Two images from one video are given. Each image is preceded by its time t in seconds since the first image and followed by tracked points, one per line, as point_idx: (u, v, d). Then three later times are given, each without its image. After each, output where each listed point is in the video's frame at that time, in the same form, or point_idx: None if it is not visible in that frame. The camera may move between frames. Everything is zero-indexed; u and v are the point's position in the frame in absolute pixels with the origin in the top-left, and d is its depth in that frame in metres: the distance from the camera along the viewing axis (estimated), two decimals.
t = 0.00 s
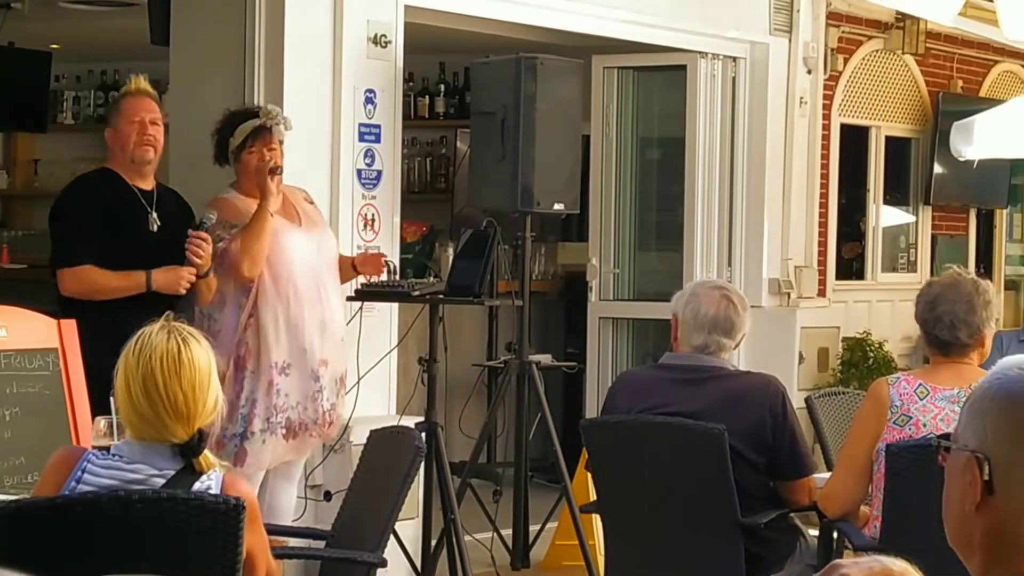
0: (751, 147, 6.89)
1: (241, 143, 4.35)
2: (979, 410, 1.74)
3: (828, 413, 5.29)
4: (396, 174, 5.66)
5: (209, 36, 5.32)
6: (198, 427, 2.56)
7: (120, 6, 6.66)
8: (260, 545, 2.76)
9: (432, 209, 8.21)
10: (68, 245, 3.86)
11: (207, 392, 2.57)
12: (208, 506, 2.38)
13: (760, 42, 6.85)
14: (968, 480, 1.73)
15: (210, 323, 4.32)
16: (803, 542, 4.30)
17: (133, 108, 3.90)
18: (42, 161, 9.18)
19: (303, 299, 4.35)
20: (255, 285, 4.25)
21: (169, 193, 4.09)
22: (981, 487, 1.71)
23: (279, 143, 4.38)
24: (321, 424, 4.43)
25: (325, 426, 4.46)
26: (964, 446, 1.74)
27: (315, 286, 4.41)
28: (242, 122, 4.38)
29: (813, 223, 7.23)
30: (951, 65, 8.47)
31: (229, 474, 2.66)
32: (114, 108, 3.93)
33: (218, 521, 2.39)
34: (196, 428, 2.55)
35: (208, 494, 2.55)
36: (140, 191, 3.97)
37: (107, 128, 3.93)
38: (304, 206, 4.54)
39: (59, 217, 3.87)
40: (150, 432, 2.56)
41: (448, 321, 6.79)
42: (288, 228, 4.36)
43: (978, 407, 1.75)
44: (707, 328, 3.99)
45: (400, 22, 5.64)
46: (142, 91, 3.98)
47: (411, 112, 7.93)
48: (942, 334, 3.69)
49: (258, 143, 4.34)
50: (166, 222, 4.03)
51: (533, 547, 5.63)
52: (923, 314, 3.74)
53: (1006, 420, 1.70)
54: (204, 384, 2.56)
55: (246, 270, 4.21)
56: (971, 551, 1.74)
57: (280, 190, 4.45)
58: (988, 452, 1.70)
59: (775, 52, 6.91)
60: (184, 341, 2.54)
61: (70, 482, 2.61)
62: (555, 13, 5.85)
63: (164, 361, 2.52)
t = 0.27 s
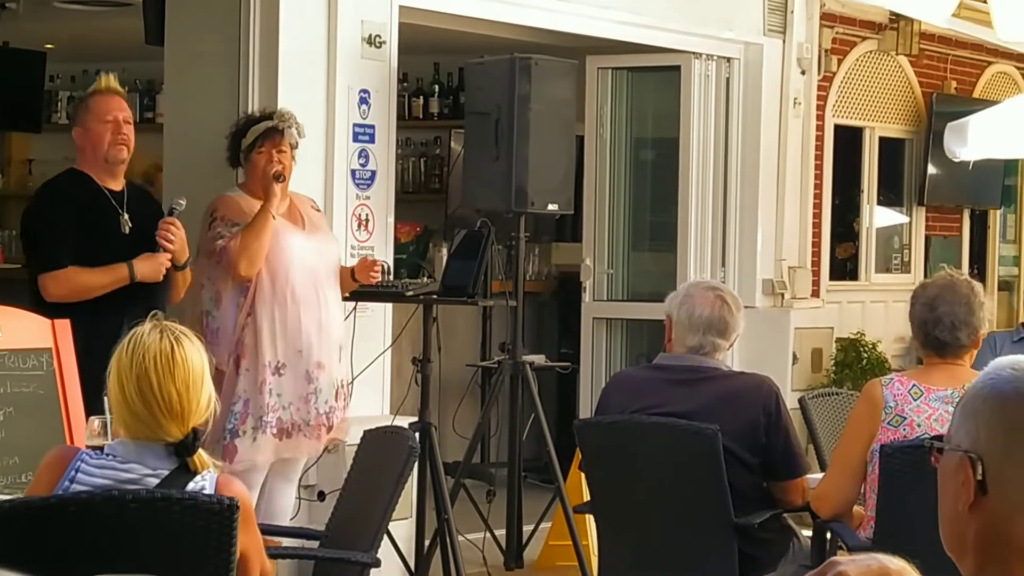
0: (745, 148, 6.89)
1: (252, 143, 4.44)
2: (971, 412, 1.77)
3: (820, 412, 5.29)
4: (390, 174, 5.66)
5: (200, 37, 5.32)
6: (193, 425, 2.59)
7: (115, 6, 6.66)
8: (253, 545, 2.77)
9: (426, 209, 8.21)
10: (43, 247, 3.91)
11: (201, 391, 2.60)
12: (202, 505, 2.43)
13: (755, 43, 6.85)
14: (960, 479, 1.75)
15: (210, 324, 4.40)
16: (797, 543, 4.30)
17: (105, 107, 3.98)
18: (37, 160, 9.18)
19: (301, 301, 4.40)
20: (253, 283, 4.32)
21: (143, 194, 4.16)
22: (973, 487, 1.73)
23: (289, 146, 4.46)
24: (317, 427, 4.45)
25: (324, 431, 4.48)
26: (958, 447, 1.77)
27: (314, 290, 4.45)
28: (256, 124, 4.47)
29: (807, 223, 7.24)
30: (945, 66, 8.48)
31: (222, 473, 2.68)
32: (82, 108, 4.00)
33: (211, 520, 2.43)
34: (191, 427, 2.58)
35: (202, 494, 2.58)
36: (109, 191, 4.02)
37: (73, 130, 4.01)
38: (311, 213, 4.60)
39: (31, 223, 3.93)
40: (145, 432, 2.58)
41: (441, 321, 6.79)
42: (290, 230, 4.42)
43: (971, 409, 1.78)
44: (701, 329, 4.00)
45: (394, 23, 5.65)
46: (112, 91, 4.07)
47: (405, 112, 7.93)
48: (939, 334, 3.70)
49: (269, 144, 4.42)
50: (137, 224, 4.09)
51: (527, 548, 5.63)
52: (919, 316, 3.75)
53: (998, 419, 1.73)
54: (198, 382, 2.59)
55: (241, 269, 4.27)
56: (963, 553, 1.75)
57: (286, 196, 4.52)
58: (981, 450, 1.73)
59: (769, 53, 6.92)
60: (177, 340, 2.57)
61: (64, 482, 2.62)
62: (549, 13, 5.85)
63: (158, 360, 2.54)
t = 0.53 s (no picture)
0: (740, 149, 6.90)
1: (258, 144, 4.44)
2: (966, 412, 1.75)
3: (814, 412, 5.29)
4: (384, 175, 5.66)
5: (191, 37, 5.32)
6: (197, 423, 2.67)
7: (109, 6, 6.66)
8: (248, 545, 2.77)
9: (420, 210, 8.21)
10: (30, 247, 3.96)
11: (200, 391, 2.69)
12: (196, 505, 2.43)
13: (749, 44, 6.86)
14: (959, 479, 1.72)
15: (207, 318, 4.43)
16: (791, 543, 4.30)
17: (92, 107, 4.00)
18: (31, 161, 9.17)
19: (297, 298, 4.40)
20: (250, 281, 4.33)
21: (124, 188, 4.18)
22: (973, 486, 1.70)
23: (295, 151, 4.47)
24: (310, 425, 4.45)
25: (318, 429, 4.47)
26: (956, 447, 1.74)
27: (309, 288, 4.45)
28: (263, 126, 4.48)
29: (801, 224, 7.24)
30: (939, 67, 8.49)
31: (216, 471, 2.71)
32: (65, 105, 4.00)
33: (205, 520, 2.44)
34: (201, 423, 2.66)
35: (195, 493, 2.60)
36: (90, 188, 4.05)
37: (52, 127, 4.02)
38: (313, 217, 4.60)
39: (18, 222, 4.00)
40: (155, 429, 2.62)
41: (436, 321, 6.79)
42: (288, 229, 4.41)
43: (968, 408, 1.75)
44: (694, 330, 3.99)
45: (388, 23, 5.65)
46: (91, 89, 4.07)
47: (399, 113, 7.93)
48: (938, 336, 3.70)
49: (275, 146, 4.43)
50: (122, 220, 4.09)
51: (520, 548, 5.63)
52: (915, 319, 3.74)
53: (997, 418, 1.71)
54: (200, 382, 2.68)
55: (237, 264, 4.29)
56: (960, 554, 1.73)
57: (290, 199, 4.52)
58: (980, 450, 1.70)
59: (763, 54, 6.92)
60: (188, 340, 2.66)
61: (57, 483, 2.65)
62: (542, 13, 5.85)
63: (177, 357, 2.62)
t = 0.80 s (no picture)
0: (734, 150, 6.90)
1: (260, 142, 4.48)
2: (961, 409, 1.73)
3: (806, 413, 5.29)
4: (378, 175, 5.66)
5: (185, 37, 5.32)
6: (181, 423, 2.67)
7: (103, 6, 6.66)
8: (241, 544, 2.77)
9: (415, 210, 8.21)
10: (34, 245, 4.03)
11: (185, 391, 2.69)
12: (189, 505, 2.45)
13: (743, 45, 6.86)
14: (952, 480, 1.70)
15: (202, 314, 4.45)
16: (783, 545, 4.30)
17: (105, 107, 4.04)
18: (24, 161, 9.17)
19: (290, 295, 4.40)
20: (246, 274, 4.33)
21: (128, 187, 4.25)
22: (966, 487, 1.69)
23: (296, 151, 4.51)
24: (303, 423, 4.44)
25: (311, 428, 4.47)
26: (950, 447, 1.71)
27: (303, 286, 4.44)
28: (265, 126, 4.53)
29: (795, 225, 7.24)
30: (933, 68, 8.49)
31: (210, 471, 2.72)
32: (74, 105, 4.00)
33: (197, 519, 2.46)
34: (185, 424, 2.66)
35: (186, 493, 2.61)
36: (96, 188, 4.09)
37: (58, 127, 4.01)
38: (313, 221, 4.59)
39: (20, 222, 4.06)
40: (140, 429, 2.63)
41: (429, 321, 6.79)
42: (286, 227, 4.40)
43: (962, 407, 1.72)
44: (687, 330, 4.00)
45: (382, 23, 5.65)
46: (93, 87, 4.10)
47: (394, 113, 7.93)
48: (931, 341, 3.71)
49: (277, 144, 4.47)
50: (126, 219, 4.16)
51: (514, 548, 5.63)
52: (907, 323, 3.75)
53: (991, 420, 1.68)
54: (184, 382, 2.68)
55: (232, 257, 4.30)
56: (954, 550, 1.73)
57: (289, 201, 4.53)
58: (973, 452, 1.68)
59: (758, 55, 6.92)
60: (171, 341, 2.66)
61: (49, 484, 2.65)
62: (535, 13, 5.85)
63: (161, 358, 2.62)
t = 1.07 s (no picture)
0: (725, 151, 6.90)
1: (258, 145, 4.46)
2: (955, 411, 1.74)
3: (800, 414, 5.29)
4: (370, 175, 5.66)
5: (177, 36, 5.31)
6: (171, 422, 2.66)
7: (96, 5, 6.65)
8: (233, 544, 2.76)
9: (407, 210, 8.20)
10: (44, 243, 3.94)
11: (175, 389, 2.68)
12: (181, 505, 2.45)
13: (735, 46, 6.86)
14: (944, 479, 1.71)
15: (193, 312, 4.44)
16: (776, 544, 4.30)
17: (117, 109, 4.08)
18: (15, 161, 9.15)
19: (282, 300, 4.39)
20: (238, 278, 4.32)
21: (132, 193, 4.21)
22: (957, 487, 1.69)
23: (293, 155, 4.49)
24: (290, 427, 4.46)
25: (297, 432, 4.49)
26: (942, 446, 1.73)
27: (296, 289, 4.44)
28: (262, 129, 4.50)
29: (787, 225, 7.24)
30: (925, 70, 8.50)
31: (201, 471, 2.71)
32: (87, 105, 4.05)
33: (188, 519, 2.46)
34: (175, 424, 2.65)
35: (178, 493, 2.60)
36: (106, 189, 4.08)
37: (74, 128, 4.03)
38: (303, 224, 4.57)
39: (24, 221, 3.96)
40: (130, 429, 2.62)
41: (422, 322, 6.79)
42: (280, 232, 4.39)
43: (956, 409, 1.74)
44: (680, 334, 3.98)
45: (376, 23, 5.64)
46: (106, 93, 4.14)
47: (386, 113, 7.91)
48: (925, 342, 3.71)
49: (274, 148, 4.45)
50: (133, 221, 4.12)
51: (506, 549, 5.63)
52: (901, 325, 3.75)
53: (983, 420, 1.69)
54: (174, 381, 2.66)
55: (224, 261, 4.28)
56: (945, 552, 1.73)
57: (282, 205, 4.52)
58: (966, 451, 1.69)
59: (749, 56, 6.93)
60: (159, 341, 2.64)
61: (39, 484, 2.66)
62: (529, 14, 5.84)
63: (148, 360, 2.60)
